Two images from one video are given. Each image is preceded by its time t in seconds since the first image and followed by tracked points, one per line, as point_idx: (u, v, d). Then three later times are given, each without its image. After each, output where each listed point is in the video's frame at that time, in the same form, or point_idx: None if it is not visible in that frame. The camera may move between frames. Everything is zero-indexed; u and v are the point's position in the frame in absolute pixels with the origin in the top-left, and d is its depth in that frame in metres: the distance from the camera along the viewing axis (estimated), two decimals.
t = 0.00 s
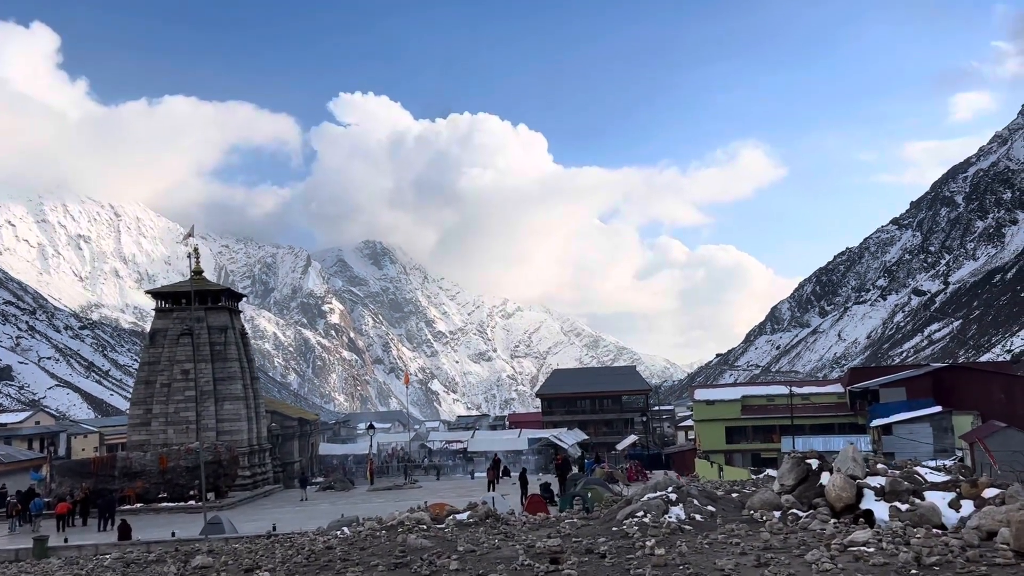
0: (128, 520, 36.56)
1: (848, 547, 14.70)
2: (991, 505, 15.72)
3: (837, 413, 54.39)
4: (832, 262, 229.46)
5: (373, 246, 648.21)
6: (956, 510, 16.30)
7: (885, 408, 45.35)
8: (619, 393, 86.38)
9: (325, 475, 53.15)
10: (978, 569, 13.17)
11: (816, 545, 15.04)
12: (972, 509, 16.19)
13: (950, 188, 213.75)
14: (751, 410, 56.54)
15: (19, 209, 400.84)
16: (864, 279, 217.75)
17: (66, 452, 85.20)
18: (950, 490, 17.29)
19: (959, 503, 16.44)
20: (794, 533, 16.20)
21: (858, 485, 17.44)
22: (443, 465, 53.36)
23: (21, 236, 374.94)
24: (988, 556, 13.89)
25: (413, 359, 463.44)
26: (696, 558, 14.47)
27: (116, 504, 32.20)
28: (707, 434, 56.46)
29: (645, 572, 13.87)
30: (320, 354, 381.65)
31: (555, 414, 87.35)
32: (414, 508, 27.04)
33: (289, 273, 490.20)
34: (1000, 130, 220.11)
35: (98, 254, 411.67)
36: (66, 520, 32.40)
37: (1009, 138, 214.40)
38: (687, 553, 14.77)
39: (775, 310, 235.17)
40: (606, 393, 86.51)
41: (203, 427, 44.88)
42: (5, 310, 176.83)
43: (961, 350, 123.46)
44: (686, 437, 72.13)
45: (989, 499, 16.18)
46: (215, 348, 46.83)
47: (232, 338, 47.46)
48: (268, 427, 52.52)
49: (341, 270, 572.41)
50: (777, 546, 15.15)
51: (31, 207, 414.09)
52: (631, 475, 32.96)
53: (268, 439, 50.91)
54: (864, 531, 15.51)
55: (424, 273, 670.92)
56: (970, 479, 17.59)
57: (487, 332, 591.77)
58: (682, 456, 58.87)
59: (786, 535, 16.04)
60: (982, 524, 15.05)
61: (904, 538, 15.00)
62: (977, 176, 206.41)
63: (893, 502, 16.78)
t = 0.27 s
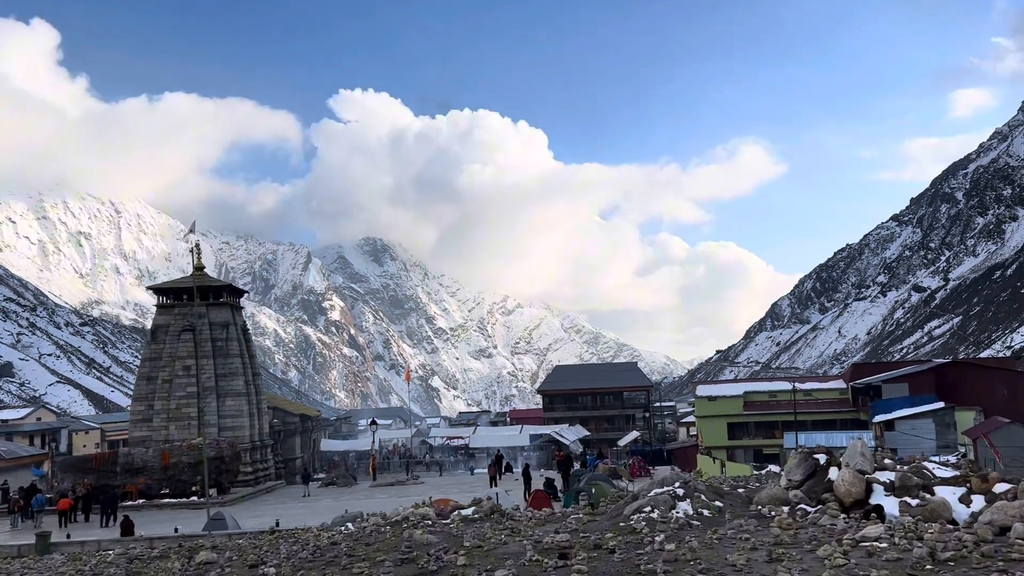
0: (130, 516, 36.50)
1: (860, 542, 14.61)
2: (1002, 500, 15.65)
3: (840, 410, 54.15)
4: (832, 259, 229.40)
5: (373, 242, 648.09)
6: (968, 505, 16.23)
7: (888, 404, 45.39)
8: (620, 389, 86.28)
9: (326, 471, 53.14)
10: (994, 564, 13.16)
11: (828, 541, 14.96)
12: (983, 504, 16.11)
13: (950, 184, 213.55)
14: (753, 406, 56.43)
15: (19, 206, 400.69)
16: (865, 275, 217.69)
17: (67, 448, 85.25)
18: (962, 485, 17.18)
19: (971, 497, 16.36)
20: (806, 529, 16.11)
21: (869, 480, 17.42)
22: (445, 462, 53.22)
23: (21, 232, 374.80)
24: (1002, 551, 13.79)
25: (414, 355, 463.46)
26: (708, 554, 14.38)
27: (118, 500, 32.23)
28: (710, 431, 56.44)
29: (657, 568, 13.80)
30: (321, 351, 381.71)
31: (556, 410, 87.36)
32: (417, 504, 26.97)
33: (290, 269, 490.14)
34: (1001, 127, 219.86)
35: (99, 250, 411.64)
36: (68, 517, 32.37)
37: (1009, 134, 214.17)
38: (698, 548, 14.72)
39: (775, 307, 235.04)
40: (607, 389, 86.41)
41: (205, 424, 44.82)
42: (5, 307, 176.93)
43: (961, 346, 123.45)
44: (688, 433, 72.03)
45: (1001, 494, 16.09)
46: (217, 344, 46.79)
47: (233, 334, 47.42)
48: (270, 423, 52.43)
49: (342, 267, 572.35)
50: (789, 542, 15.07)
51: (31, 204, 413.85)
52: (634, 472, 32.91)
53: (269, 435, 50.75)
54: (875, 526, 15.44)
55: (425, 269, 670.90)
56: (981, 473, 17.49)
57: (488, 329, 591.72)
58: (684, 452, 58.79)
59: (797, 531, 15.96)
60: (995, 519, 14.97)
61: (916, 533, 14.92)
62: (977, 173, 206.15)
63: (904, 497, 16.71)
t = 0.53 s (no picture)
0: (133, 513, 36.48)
1: (873, 542, 14.52)
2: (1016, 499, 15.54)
3: (845, 408, 53.98)
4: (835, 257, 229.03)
5: (375, 239, 648.18)
6: (980, 504, 16.13)
7: (892, 402, 45.31)
8: (623, 387, 86.14)
9: (329, 469, 53.10)
10: (1011, 564, 13.05)
11: (841, 539, 14.88)
12: (997, 502, 16.01)
13: (954, 182, 212.91)
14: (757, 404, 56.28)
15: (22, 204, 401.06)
16: (868, 273, 217.35)
17: (70, 445, 85.35)
18: (974, 483, 17.06)
19: (983, 497, 16.28)
20: (817, 528, 16.02)
21: (880, 478, 17.32)
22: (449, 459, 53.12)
23: (24, 230, 375.10)
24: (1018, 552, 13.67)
25: (416, 353, 463.54)
26: (719, 554, 14.29)
27: (121, 498, 32.22)
28: (714, 428, 56.34)
29: (671, 568, 13.68)
30: (323, 348, 381.87)
31: (559, 408, 87.37)
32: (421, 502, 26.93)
33: (292, 267, 490.26)
34: (1004, 124, 219.30)
35: (101, 247, 411.89)
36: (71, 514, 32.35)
37: (1013, 132, 213.48)
38: (709, 547, 14.61)
39: (778, 305, 234.62)
40: (610, 387, 86.29)
41: (209, 421, 44.79)
42: (8, 304, 177.09)
43: (964, 345, 123.21)
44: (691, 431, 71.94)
45: (1015, 493, 15.97)
46: (220, 341, 46.72)
47: (237, 331, 47.35)
48: (273, 420, 52.38)
49: (344, 264, 572.40)
50: (800, 541, 15.00)
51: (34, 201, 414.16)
52: (639, 470, 32.85)
53: (272, 432, 50.68)
54: (888, 526, 15.34)
55: (427, 267, 670.81)
56: (994, 472, 17.35)
57: (490, 327, 591.64)
58: (687, 450, 58.67)
59: (809, 530, 15.85)
60: (1009, 519, 14.87)
61: (931, 532, 14.83)
62: (980, 170, 205.63)
63: (916, 496, 16.61)
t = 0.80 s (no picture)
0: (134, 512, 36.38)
1: (884, 543, 14.44)
2: None
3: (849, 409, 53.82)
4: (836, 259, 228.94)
5: (377, 240, 648.70)
6: (991, 506, 16.05)
7: (896, 403, 45.20)
8: (626, 387, 86.05)
9: (332, 468, 53.08)
10: None
11: (851, 540, 14.79)
12: (1008, 505, 15.90)
13: (957, 184, 212.72)
14: (761, 405, 56.18)
15: (25, 203, 401.70)
16: (870, 275, 217.11)
17: (72, 444, 85.44)
18: (983, 485, 16.93)
19: (993, 498, 16.19)
20: (827, 529, 15.93)
21: (888, 480, 17.20)
22: (451, 459, 52.98)
23: (27, 229, 375.60)
24: None
25: (418, 354, 463.46)
26: (728, 554, 14.19)
27: (122, 497, 32.10)
28: (717, 429, 56.22)
29: (679, 568, 13.58)
30: (325, 348, 382.00)
31: (561, 408, 87.34)
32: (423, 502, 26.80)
33: (294, 267, 490.50)
34: (1007, 126, 219.00)
35: (104, 247, 412.22)
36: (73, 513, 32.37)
37: (1016, 135, 213.27)
38: (719, 549, 14.49)
39: (780, 307, 234.45)
40: (613, 387, 86.25)
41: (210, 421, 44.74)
42: (10, 303, 177.25)
43: (966, 347, 123.12)
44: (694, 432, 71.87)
45: None
46: (222, 340, 46.65)
47: (239, 330, 47.29)
48: (275, 420, 52.32)
49: (346, 265, 572.66)
50: (810, 542, 14.86)
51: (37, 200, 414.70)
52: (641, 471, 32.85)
53: (274, 432, 50.61)
54: (898, 526, 15.23)
55: (429, 267, 670.98)
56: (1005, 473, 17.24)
57: (492, 328, 591.67)
58: (691, 451, 58.52)
59: (819, 531, 15.75)
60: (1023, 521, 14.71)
61: (941, 533, 14.73)
62: (983, 173, 205.27)
63: (927, 497, 16.51)
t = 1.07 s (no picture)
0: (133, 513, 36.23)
1: (895, 548, 14.31)
2: None
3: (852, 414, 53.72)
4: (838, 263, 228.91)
5: (378, 242, 648.95)
6: (1001, 512, 15.98)
7: (899, 407, 45.08)
8: (627, 391, 85.92)
9: (332, 471, 53.01)
10: None
11: (861, 546, 14.65)
12: (1018, 511, 15.83)
13: (958, 189, 212.65)
14: (763, 409, 56.06)
15: (26, 203, 401.90)
16: (871, 280, 217.02)
17: (71, 445, 85.29)
18: (993, 490, 16.85)
19: (1003, 504, 16.11)
20: (836, 534, 15.79)
21: (896, 485, 17.08)
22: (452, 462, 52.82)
23: (28, 229, 375.79)
24: None
25: (418, 356, 463.37)
26: (737, 560, 14.04)
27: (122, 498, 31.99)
28: (718, 433, 56.13)
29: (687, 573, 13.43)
30: (325, 350, 381.93)
31: (563, 411, 87.17)
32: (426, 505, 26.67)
33: (295, 269, 490.51)
34: (1009, 131, 218.92)
35: (105, 248, 412.35)
36: (71, 514, 32.23)
37: (1017, 140, 213.20)
38: (726, 554, 14.38)
39: (781, 311, 234.33)
40: (614, 391, 86.07)
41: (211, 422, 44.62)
42: (11, 304, 177.23)
43: (967, 352, 123.00)
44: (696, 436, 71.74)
45: None
46: (223, 341, 46.55)
47: (240, 332, 47.19)
48: (275, 421, 52.19)
49: (347, 267, 572.76)
50: (819, 548, 14.73)
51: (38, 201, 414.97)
52: (644, 475, 32.75)
53: (275, 434, 50.55)
54: (909, 532, 15.10)
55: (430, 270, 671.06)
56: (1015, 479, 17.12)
57: (492, 330, 591.62)
58: (692, 455, 58.33)
59: (828, 536, 15.63)
60: None
61: (952, 539, 14.61)
62: (985, 178, 205.16)
63: (937, 503, 16.41)
